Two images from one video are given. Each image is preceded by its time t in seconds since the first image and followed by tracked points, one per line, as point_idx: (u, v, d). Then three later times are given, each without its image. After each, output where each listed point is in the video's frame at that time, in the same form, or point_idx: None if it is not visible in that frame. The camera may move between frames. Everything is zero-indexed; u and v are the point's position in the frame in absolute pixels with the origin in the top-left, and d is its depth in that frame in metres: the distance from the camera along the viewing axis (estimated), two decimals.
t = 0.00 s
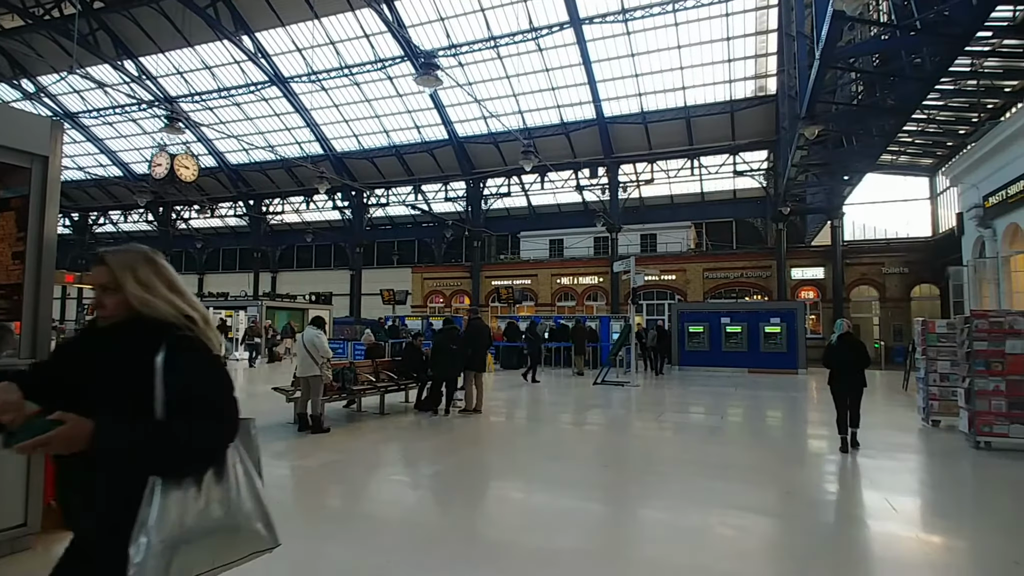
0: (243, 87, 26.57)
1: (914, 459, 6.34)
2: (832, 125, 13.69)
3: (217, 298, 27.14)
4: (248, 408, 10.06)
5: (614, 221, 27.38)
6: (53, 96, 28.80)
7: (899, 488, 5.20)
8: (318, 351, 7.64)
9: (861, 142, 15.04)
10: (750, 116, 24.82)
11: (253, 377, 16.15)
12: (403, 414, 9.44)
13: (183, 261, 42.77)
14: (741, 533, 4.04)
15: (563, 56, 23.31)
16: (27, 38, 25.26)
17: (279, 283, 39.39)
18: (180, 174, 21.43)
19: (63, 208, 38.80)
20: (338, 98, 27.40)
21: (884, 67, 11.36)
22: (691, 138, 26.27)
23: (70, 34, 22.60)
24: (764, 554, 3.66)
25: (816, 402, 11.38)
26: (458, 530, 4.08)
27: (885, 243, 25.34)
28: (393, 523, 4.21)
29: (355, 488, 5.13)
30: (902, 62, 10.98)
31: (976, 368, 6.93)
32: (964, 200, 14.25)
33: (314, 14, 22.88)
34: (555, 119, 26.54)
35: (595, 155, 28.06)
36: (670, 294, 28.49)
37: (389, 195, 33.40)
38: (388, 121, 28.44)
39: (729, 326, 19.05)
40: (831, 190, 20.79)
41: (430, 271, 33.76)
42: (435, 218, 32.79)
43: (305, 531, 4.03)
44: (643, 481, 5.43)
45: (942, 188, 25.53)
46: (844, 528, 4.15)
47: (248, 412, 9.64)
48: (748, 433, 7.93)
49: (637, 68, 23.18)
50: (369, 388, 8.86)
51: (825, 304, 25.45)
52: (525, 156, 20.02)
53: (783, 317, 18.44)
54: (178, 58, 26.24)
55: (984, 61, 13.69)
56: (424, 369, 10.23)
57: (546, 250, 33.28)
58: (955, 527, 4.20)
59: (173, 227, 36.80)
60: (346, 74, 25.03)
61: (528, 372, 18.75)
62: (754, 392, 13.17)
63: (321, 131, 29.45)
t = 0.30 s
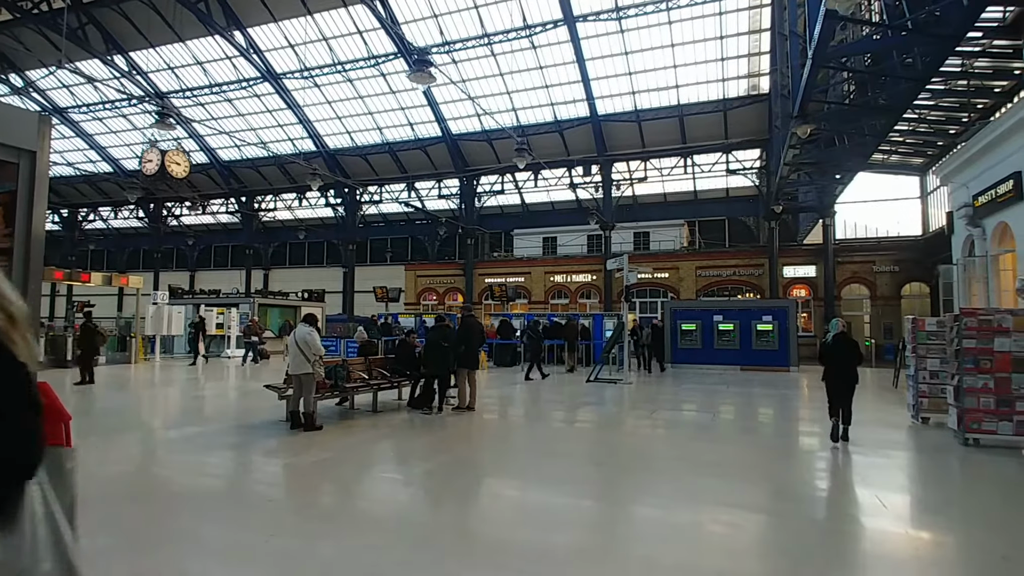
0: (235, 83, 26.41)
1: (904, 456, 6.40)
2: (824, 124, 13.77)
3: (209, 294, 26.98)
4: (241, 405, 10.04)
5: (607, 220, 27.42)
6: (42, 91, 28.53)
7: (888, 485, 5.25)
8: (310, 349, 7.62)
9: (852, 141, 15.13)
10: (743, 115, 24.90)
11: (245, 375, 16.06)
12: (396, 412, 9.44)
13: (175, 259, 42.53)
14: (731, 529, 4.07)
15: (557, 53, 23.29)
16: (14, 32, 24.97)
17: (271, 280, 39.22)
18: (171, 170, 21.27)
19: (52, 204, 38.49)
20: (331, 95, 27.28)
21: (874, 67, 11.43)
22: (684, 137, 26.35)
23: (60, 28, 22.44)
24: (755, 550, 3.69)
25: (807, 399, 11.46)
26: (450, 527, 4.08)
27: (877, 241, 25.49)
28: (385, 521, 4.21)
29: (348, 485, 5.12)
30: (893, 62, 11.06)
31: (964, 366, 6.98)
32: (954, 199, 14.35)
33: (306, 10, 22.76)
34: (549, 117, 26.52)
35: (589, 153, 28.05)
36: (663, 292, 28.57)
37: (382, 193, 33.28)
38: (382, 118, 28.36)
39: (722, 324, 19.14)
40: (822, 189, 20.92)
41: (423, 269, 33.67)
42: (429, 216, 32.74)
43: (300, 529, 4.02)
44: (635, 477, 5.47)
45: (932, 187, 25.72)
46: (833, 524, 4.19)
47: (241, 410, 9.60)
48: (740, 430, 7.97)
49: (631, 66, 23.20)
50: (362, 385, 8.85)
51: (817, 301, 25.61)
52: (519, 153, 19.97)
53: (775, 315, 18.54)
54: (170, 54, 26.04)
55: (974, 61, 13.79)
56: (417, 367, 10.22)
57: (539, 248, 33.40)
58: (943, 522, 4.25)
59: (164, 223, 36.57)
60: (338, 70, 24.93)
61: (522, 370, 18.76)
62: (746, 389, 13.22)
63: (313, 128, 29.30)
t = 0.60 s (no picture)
0: (226, 80, 26.24)
1: (893, 453, 6.45)
2: (815, 123, 13.84)
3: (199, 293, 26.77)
4: (231, 404, 9.98)
5: (599, 218, 27.47)
6: (29, 87, 28.20)
7: (878, 482, 5.29)
8: (302, 347, 7.57)
9: (843, 141, 15.22)
10: (735, 114, 24.98)
11: (236, 373, 15.96)
12: (388, 410, 9.42)
13: (165, 257, 42.19)
14: (722, 526, 4.09)
15: (550, 51, 23.28)
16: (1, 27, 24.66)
17: (262, 279, 38.99)
18: (161, 167, 21.09)
19: (40, 202, 38.06)
20: (323, 92, 27.15)
21: (866, 68, 11.48)
22: (677, 136, 26.40)
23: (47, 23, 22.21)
24: (747, 547, 3.70)
25: (798, 397, 11.53)
26: (443, 526, 4.06)
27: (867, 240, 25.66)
28: (378, 519, 4.20)
29: (340, 484, 5.10)
30: (884, 62, 11.12)
31: (953, 363, 7.06)
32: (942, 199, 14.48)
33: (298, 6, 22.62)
34: (541, 115, 26.49)
35: (582, 152, 28.06)
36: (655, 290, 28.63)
37: (375, 191, 33.16)
38: (374, 116, 28.23)
39: (714, 323, 19.20)
40: (814, 189, 21.03)
41: (416, 267, 33.59)
42: (421, 214, 32.67)
43: (292, 528, 4.00)
44: (627, 475, 5.49)
45: (922, 187, 25.94)
46: (824, 520, 4.22)
47: (232, 409, 9.54)
48: (732, 428, 8.00)
49: (624, 65, 23.23)
50: (354, 384, 8.81)
51: (808, 300, 25.76)
52: (512, 151, 19.92)
53: (766, 314, 18.64)
54: (159, 50, 25.82)
55: (964, 62, 13.91)
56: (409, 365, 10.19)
57: (532, 246, 33.38)
58: (933, 519, 4.28)
59: (154, 221, 36.26)
60: (330, 67, 24.80)
61: (514, 368, 18.74)
62: (738, 388, 13.28)
63: (305, 125, 29.15)
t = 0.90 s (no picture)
0: (214, 77, 26.00)
1: (880, 451, 6.51)
2: (804, 123, 13.96)
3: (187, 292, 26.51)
4: (220, 404, 9.91)
5: (590, 217, 27.54)
6: (12, 84, 27.81)
7: (865, 479, 5.34)
8: (290, 347, 7.52)
9: (831, 141, 15.36)
10: (724, 114, 25.10)
11: (224, 373, 15.84)
12: (378, 410, 9.39)
13: (152, 256, 41.77)
14: (711, 524, 4.12)
15: (540, 51, 23.28)
16: None
17: (251, 278, 38.73)
18: (147, 165, 20.87)
19: (24, 200, 37.54)
20: (313, 91, 27.00)
21: (854, 69, 11.57)
22: (667, 136, 26.48)
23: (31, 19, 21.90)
24: (736, 545, 3.73)
25: (787, 395, 11.62)
26: (433, 525, 4.06)
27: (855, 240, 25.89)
28: (367, 519, 4.18)
29: (329, 484, 5.08)
30: (871, 63, 11.21)
31: (938, 362, 7.14)
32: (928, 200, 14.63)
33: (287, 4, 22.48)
34: (532, 114, 26.49)
35: (572, 151, 28.08)
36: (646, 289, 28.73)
37: (365, 189, 33.01)
38: (364, 115, 28.09)
39: (703, 322, 19.31)
40: (802, 189, 21.19)
41: (406, 266, 33.49)
42: (412, 213, 32.58)
43: (281, 528, 3.97)
44: (618, 474, 5.51)
45: (908, 187, 26.23)
46: (812, 518, 4.25)
47: (220, 409, 9.46)
48: (721, 427, 8.06)
49: (614, 65, 23.28)
50: (343, 383, 8.76)
51: (796, 299, 25.96)
52: (502, 150, 19.85)
53: (755, 313, 18.76)
54: (146, 47, 25.55)
55: (949, 64, 14.07)
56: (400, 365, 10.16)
57: (523, 246, 33.37)
58: (918, 515, 4.34)
59: (141, 220, 35.89)
60: (320, 65, 24.66)
61: (505, 367, 18.74)
62: (727, 386, 13.36)
63: (294, 124, 28.98)
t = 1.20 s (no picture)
0: (197, 75, 25.71)
1: (862, 449, 6.62)
2: (787, 125, 14.12)
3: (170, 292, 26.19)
4: (204, 406, 9.81)
5: (577, 218, 27.63)
6: None
7: (848, 477, 5.42)
8: (274, 347, 7.47)
9: (814, 143, 15.57)
10: (709, 116, 25.30)
11: (208, 375, 15.66)
12: (364, 411, 9.35)
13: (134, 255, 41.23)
14: (695, 522, 4.16)
15: (527, 51, 23.33)
16: None
17: (235, 278, 38.36)
18: (129, 164, 20.59)
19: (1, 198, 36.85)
20: (298, 89, 26.81)
21: (836, 72, 11.74)
22: (653, 137, 26.61)
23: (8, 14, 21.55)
24: (721, 542, 3.78)
25: (771, 394, 11.76)
26: (420, 526, 4.06)
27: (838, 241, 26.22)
28: (354, 520, 4.17)
29: (315, 486, 5.06)
30: (853, 67, 11.38)
31: (918, 361, 7.27)
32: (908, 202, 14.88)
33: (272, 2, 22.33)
34: (519, 114, 26.51)
35: (559, 152, 28.12)
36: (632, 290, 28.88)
37: (351, 189, 32.84)
38: (350, 114, 27.93)
39: (689, 321, 19.46)
40: (786, 190, 21.44)
41: (393, 266, 33.35)
42: (398, 213, 32.47)
43: (267, 530, 3.95)
44: (604, 474, 5.54)
45: (889, 189, 26.61)
46: (795, 515, 4.31)
47: (204, 411, 9.38)
48: (705, 425, 8.14)
49: (600, 66, 23.40)
50: (329, 384, 8.72)
51: (780, 299, 26.24)
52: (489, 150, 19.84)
53: (740, 313, 18.95)
54: (127, 43, 25.22)
55: (928, 68, 14.32)
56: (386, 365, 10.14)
57: (510, 246, 33.37)
58: (898, 512, 4.42)
59: (122, 219, 35.39)
60: (305, 64, 24.50)
61: (492, 367, 18.75)
62: (713, 385, 13.51)
63: (280, 123, 28.77)
